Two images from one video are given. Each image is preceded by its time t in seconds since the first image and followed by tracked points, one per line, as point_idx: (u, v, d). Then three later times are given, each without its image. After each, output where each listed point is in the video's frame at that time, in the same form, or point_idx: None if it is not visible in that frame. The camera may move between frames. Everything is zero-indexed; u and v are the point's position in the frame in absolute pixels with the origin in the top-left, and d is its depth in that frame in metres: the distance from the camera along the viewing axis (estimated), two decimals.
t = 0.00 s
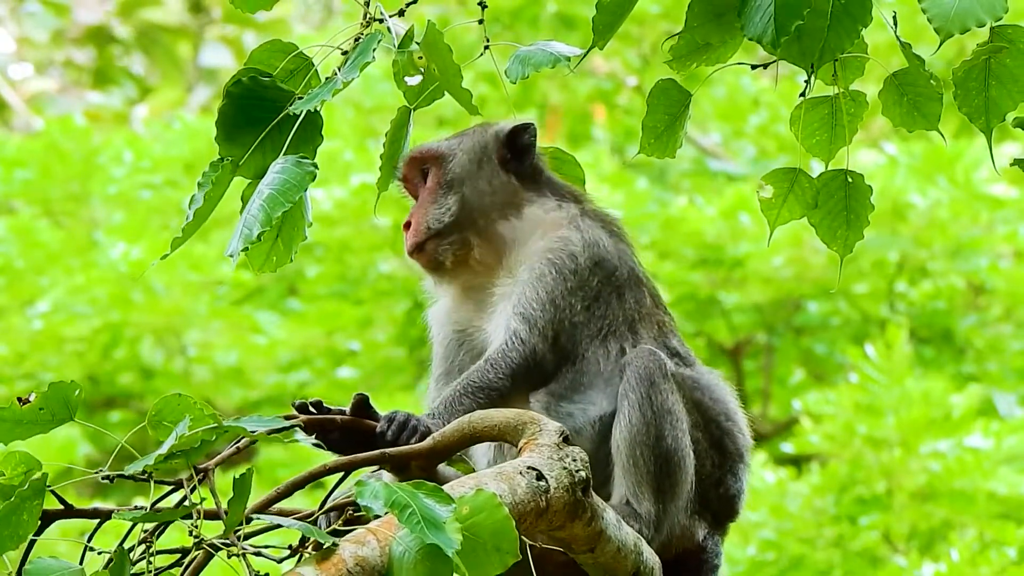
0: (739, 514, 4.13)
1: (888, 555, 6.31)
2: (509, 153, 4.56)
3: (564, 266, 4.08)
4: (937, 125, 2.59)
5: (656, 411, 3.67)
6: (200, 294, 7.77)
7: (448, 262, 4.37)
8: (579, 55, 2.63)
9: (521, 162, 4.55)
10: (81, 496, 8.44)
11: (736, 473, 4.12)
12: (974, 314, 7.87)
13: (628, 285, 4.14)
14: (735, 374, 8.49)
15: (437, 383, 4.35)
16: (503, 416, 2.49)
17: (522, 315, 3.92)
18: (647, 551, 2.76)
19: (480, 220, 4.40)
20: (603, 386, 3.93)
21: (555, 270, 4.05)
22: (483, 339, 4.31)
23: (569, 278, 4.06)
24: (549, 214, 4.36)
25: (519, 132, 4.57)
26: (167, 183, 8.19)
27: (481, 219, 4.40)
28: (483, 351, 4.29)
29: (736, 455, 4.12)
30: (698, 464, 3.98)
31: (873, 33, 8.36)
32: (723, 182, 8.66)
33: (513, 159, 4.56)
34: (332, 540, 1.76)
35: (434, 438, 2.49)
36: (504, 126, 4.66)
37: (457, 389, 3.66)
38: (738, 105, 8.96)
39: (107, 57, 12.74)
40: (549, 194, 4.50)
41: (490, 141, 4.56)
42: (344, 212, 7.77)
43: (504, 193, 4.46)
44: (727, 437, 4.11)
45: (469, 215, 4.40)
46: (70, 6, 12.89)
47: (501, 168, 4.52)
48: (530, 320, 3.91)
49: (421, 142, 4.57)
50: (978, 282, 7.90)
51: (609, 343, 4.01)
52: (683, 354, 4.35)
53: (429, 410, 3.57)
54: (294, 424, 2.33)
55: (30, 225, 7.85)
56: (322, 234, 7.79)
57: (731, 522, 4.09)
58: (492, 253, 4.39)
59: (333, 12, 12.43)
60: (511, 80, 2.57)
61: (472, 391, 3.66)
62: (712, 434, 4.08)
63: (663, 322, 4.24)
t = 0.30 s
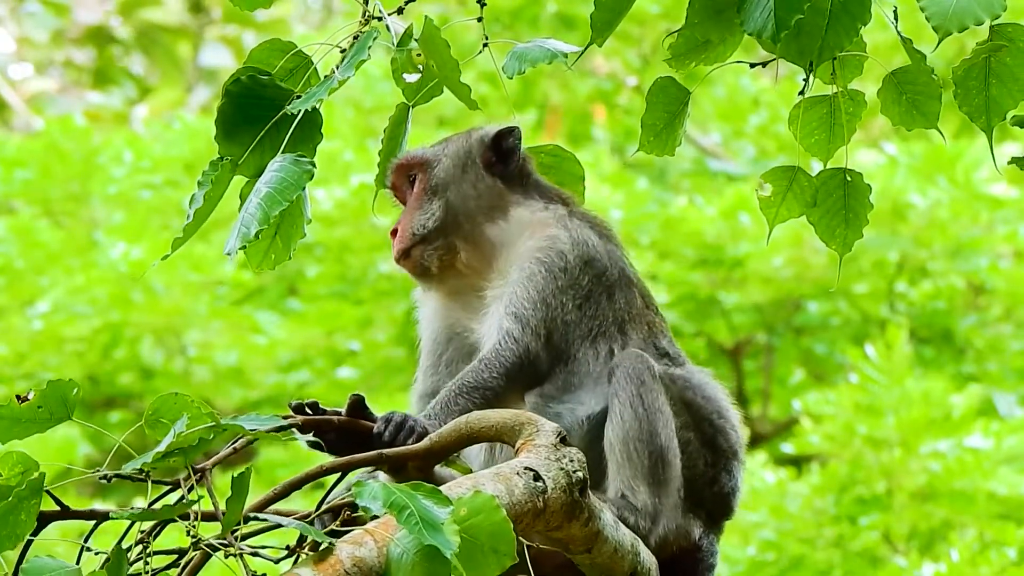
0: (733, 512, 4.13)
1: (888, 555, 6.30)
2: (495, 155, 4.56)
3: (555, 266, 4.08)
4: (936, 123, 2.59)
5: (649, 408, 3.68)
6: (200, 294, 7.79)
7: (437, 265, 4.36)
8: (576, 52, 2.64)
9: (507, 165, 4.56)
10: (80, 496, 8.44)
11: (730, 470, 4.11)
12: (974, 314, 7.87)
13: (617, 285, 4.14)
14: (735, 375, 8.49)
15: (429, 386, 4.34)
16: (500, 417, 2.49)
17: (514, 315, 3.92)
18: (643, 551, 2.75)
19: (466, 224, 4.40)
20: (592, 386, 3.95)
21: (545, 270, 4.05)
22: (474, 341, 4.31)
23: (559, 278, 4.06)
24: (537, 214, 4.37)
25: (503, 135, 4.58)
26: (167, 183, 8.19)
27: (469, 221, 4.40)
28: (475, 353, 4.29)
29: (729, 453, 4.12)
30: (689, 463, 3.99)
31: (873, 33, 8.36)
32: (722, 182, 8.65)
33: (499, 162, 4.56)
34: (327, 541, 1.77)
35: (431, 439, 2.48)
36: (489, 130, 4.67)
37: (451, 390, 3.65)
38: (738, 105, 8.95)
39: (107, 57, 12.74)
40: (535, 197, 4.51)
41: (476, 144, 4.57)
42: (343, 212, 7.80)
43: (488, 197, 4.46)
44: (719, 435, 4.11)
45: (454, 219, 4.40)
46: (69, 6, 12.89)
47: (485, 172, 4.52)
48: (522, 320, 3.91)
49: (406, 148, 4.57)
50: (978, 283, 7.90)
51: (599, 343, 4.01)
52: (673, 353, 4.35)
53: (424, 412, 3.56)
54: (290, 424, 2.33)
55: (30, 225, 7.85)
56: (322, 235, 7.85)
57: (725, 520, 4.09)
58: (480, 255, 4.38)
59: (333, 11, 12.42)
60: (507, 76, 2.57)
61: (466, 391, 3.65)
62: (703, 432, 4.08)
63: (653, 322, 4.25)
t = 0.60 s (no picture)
0: (733, 516, 4.12)
1: (888, 555, 6.31)
2: (496, 160, 4.57)
3: (557, 269, 4.08)
4: (935, 120, 2.59)
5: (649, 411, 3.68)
6: (200, 294, 7.78)
7: (437, 269, 4.37)
8: (575, 49, 2.63)
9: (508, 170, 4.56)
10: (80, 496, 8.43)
11: (729, 474, 4.11)
12: (974, 314, 7.87)
13: (619, 290, 4.14)
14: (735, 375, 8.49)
15: (429, 390, 4.34)
16: (501, 419, 2.49)
17: (516, 319, 3.93)
18: (644, 554, 2.75)
19: (466, 230, 4.41)
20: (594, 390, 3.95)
21: (547, 274, 4.05)
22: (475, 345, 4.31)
23: (561, 281, 4.06)
24: (538, 218, 4.37)
25: (505, 140, 4.58)
26: (167, 183, 8.19)
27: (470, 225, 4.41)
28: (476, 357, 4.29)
29: (729, 456, 4.11)
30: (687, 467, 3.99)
31: (873, 33, 8.36)
32: (722, 182, 8.66)
33: (499, 166, 4.57)
34: (329, 542, 1.76)
35: (432, 440, 2.47)
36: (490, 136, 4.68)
37: (452, 395, 3.65)
38: (738, 105, 8.95)
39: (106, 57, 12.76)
40: (536, 201, 4.51)
41: (477, 149, 4.58)
42: (343, 212, 7.80)
43: (489, 202, 4.48)
44: (718, 439, 4.10)
45: (454, 225, 4.42)
46: (69, 6, 12.89)
47: (486, 177, 4.53)
48: (525, 323, 3.91)
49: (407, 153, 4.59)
50: (978, 283, 7.90)
51: (600, 348, 4.01)
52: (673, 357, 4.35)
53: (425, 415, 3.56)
54: (290, 425, 2.32)
55: (30, 225, 7.85)
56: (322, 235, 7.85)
57: (724, 523, 4.08)
58: (481, 259, 4.38)
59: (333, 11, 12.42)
60: (507, 74, 2.57)
61: (468, 395, 3.66)
62: (702, 436, 4.08)
63: (654, 327, 4.25)
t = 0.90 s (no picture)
0: (733, 510, 4.12)
1: (888, 555, 6.30)
2: (496, 154, 4.58)
3: (557, 263, 4.08)
4: (932, 117, 2.60)
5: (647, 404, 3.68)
6: (200, 294, 7.78)
7: (437, 263, 4.38)
8: (571, 47, 2.64)
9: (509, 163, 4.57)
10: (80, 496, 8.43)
11: (729, 467, 4.11)
12: (974, 315, 7.87)
13: (621, 284, 4.15)
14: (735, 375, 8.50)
15: (429, 383, 4.35)
16: (500, 413, 2.49)
17: (517, 313, 3.92)
18: (644, 547, 2.75)
19: (466, 224, 4.43)
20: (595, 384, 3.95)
21: (547, 268, 4.05)
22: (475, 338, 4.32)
23: (562, 275, 4.06)
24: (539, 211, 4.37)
25: (507, 134, 4.59)
26: (167, 183, 8.18)
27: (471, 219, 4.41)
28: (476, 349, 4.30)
29: (729, 450, 4.11)
30: (684, 460, 3.99)
31: (873, 33, 8.36)
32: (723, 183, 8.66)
33: (500, 160, 4.57)
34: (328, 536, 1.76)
35: (431, 435, 2.47)
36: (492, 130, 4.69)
37: (452, 388, 3.64)
38: (738, 105, 8.94)
39: (107, 57, 12.75)
40: (537, 195, 4.51)
41: (477, 143, 4.58)
42: (344, 213, 7.78)
43: (489, 196, 4.48)
44: (717, 432, 4.11)
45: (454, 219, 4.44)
46: (69, 7, 12.89)
47: (487, 171, 4.54)
48: (526, 318, 3.90)
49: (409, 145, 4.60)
50: (978, 283, 7.90)
51: (601, 342, 4.01)
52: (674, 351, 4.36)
53: (425, 409, 3.55)
54: (290, 419, 2.32)
55: (29, 225, 7.85)
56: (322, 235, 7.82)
57: (724, 517, 4.08)
58: (481, 253, 4.39)
59: (333, 11, 12.41)
60: (504, 73, 2.57)
61: (469, 389, 3.66)
62: (701, 430, 4.08)
63: (655, 322, 4.25)
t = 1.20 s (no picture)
0: (733, 513, 4.13)
1: (888, 556, 6.30)
2: (499, 154, 4.58)
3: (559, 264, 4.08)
4: (933, 116, 2.61)
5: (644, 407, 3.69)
6: (200, 294, 7.78)
7: (439, 264, 4.39)
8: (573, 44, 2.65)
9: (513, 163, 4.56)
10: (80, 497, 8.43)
11: (728, 471, 4.11)
12: (973, 315, 7.86)
13: (622, 286, 4.15)
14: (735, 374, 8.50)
15: (429, 383, 4.36)
16: (499, 415, 2.49)
17: (518, 315, 3.93)
18: (643, 550, 2.75)
19: (469, 224, 4.43)
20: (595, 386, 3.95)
21: (548, 270, 4.05)
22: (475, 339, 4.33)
23: (564, 277, 4.06)
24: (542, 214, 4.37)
25: (513, 135, 4.58)
26: (167, 183, 8.18)
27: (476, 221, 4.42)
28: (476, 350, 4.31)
29: (728, 454, 4.12)
30: (682, 465, 3.99)
31: (874, 32, 8.36)
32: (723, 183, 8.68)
33: (502, 161, 4.57)
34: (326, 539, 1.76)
35: (429, 438, 2.47)
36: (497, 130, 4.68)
37: (452, 391, 3.65)
38: (738, 105, 8.94)
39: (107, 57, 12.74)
40: (539, 196, 4.51)
41: (479, 143, 4.58)
42: (344, 213, 7.79)
43: (492, 197, 4.48)
44: (716, 436, 4.11)
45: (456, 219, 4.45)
46: (69, 7, 12.90)
47: (490, 171, 4.54)
48: (527, 321, 3.91)
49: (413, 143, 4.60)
50: (978, 283, 7.90)
51: (602, 344, 4.01)
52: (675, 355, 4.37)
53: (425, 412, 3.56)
54: (288, 423, 2.33)
55: (29, 225, 7.85)
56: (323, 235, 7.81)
57: (724, 520, 4.09)
58: (483, 254, 4.39)
59: (333, 11, 12.42)
60: (504, 69, 2.57)
61: (469, 392, 3.66)
62: (700, 434, 4.09)
63: (657, 325, 4.26)
